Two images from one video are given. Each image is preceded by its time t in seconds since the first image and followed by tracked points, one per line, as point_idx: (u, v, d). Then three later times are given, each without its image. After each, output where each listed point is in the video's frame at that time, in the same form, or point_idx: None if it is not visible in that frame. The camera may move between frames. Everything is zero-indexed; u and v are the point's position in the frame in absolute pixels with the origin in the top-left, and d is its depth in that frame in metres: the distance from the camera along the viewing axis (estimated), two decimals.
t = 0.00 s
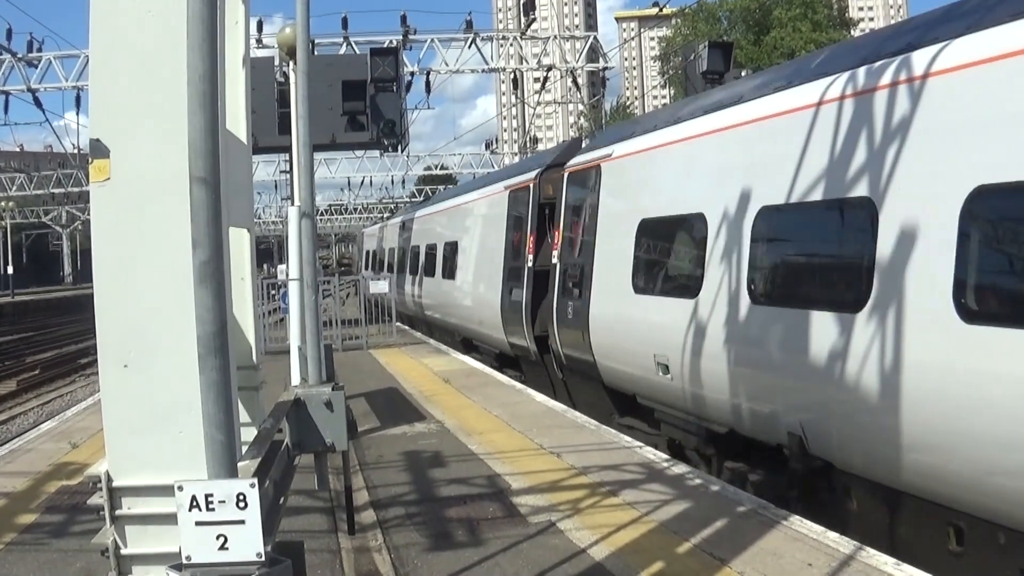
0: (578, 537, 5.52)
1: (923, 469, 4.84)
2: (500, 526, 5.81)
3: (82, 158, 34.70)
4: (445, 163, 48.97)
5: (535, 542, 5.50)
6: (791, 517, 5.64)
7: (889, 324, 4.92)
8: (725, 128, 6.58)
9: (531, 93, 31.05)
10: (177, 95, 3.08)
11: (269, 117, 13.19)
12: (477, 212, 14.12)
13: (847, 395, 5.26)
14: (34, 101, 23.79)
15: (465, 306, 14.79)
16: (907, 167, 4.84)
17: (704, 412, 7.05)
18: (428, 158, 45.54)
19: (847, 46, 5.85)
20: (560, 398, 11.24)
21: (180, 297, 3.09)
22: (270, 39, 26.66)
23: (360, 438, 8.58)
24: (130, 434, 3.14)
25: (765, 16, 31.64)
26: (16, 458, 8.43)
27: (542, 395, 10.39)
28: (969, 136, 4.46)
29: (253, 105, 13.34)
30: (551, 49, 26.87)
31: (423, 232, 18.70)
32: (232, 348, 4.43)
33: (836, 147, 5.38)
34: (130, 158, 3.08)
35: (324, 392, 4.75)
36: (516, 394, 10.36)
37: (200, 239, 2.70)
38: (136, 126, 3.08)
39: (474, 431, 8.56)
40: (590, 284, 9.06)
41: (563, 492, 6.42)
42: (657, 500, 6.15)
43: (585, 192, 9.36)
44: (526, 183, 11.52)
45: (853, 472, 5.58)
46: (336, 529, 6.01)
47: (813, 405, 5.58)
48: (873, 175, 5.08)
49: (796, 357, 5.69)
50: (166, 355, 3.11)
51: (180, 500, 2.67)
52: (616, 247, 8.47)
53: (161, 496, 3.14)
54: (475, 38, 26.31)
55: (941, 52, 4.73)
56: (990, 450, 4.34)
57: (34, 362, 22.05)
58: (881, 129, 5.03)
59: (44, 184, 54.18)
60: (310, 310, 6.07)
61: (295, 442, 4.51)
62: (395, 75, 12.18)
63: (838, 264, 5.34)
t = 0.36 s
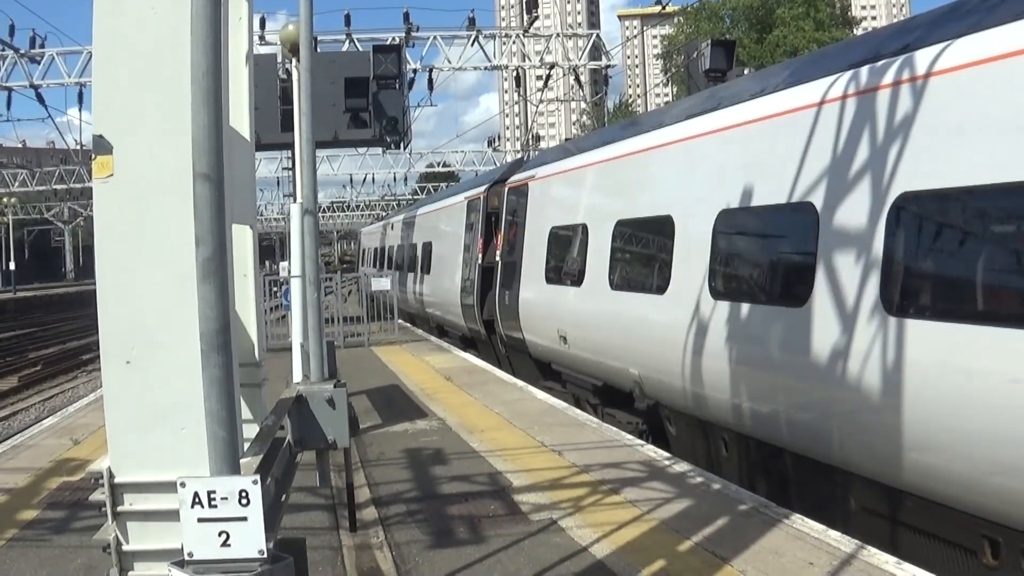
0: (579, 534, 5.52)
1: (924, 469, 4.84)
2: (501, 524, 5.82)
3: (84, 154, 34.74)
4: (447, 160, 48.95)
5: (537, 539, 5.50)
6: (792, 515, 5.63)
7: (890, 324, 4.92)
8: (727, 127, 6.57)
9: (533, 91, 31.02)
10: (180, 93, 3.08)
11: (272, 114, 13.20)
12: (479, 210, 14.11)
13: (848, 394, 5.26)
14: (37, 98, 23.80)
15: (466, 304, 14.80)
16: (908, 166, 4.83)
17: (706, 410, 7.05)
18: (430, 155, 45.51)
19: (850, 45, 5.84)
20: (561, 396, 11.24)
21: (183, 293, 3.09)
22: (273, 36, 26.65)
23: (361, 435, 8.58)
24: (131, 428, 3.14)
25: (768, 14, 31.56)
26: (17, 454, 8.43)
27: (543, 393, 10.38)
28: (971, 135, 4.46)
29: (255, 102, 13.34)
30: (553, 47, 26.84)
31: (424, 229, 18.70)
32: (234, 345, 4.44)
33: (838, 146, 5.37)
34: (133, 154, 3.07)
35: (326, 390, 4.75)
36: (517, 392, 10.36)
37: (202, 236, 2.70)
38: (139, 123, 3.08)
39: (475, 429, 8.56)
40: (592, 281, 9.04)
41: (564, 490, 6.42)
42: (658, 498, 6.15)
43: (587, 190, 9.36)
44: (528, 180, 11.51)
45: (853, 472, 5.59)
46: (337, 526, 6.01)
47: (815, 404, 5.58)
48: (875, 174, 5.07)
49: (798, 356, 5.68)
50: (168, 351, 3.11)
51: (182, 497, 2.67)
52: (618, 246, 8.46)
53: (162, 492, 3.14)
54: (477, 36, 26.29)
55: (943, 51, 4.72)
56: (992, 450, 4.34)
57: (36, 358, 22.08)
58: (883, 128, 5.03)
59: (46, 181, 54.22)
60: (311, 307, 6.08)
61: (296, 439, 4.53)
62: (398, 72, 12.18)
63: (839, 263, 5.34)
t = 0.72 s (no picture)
0: (582, 533, 5.51)
1: (927, 465, 4.83)
2: (504, 523, 5.81)
3: (86, 155, 34.79)
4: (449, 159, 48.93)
5: (540, 538, 5.50)
6: (796, 513, 5.63)
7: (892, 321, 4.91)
8: (729, 124, 6.55)
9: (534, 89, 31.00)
10: (182, 93, 3.08)
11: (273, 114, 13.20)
12: (480, 209, 14.10)
13: (851, 391, 5.25)
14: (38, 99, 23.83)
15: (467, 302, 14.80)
16: (910, 162, 4.82)
17: (708, 408, 7.04)
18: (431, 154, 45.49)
19: (851, 42, 5.83)
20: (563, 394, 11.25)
21: (186, 294, 3.09)
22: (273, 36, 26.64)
23: (364, 434, 8.58)
24: (133, 429, 3.14)
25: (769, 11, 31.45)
26: (21, 455, 8.44)
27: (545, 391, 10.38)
28: (972, 131, 4.45)
29: (255, 102, 13.35)
30: (554, 45, 26.81)
31: (426, 228, 18.70)
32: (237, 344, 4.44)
33: (840, 143, 5.36)
34: (135, 154, 3.07)
35: (329, 389, 4.73)
36: (520, 390, 10.36)
37: (203, 236, 2.70)
38: (141, 123, 3.07)
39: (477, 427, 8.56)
40: (593, 280, 9.03)
41: (567, 488, 6.42)
42: (661, 496, 6.15)
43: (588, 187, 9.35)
44: (528, 179, 11.51)
45: (856, 469, 5.58)
46: (340, 525, 6.01)
47: (818, 401, 5.58)
48: (876, 170, 5.06)
49: (800, 353, 5.68)
50: (171, 350, 3.11)
51: (185, 497, 2.67)
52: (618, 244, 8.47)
53: (165, 492, 3.14)
54: (478, 35, 26.27)
55: (944, 47, 4.71)
56: (994, 446, 4.33)
57: (39, 359, 22.12)
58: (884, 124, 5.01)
59: (48, 182, 54.27)
60: (313, 306, 6.07)
61: (300, 438, 4.53)
62: (399, 71, 12.19)
63: (841, 260, 5.33)
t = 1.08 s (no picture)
0: (584, 531, 5.51)
1: (929, 464, 4.83)
2: (505, 521, 5.81)
3: (87, 154, 34.82)
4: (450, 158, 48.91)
5: (541, 537, 5.50)
6: (797, 511, 5.62)
7: (894, 319, 4.91)
8: (729, 123, 6.54)
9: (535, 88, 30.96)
10: (182, 93, 3.08)
11: (274, 112, 13.20)
12: (481, 207, 14.10)
13: (853, 390, 5.24)
14: (39, 98, 23.83)
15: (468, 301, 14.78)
16: (911, 161, 4.81)
17: (709, 407, 7.04)
18: (432, 153, 45.49)
19: (852, 41, 5.81)
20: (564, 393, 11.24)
21: (186, 294, 3.09)
22: (274, 35, 26.62)
23: (365, 433, 8.58)
24: (133, 428, 3.14)
25: (770, 10, 31.42)
26: (22, 454, 8.44)
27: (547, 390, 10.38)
28: (973, 131, 4.44)
29: (256, 101, 13.35)
30: (555, 44, 26.80)
31: (427, 227, 18.68)
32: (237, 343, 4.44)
33: (841, 141, 5.35)
34: (137, 153, 3.07)
35: (330, 388, 4.73)
36: (521, 389, 10.36)
37: (204, 236, 2.69)
38: (142, 123, 3.07)
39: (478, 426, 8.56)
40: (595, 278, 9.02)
41: (568, 487, 6.42)
42: (663, 494, 6.15)
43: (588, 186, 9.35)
44: (529, 178, 11.50)
45: (858, 467, 5.57)
46: (341, 524, 6.01)
47: (819, 400, 5.57)
48: (877, 169, 5.05)
49: (801, 352, 5.67)
50: (172, 351, 3.11)
51: (187, 496, 2.67)
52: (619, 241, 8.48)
53: (167, 491, 3.14)
54: (479, 34, 26.26)
55: (945, 46, 4.70)
56: (997, 445, 4.33)
57: (41, 357, 22.13)
58: (886, 123, 5.00)
59: (49, 181, 54.26)
60: (314, 305, 6.08)
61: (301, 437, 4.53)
62: (400, 70, 12.19)
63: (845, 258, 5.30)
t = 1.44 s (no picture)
0: (581, 530, 5.51)
1: (927, 462, 4.83)
2: (503, 520, 5.81)
3: (85, 154, 34.79)
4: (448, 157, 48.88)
5: (539, 535, 5.50)
6: (795, 509, 5.63)
7: (892, 318, 4.91)
8: (726, 122, 6.55)
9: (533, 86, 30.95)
10: (179, 92, 3.07)
11: (272, 111, 13.20)
12: (479, 206, 14.09)
13: (850, 388, 5.25)
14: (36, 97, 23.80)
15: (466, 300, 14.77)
16: (908, 160, 4.82)
17: (707, 405, 7.04)
18: (430, 152, 45.47)
19: (850, 39, 5.82)
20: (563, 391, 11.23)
21: (183, 294, 3.09)
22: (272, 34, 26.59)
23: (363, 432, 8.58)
24: (130, 427, 3.14)
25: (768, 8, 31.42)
26: (19, 454, 8.43)
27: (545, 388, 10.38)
28: (970, 129, 4.45)
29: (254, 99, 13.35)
30: (553, 43, 26.79)
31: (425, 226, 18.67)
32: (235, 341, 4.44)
33: (839, 139, 5.35)
34: (133, 152, 3.07)
35: (328, 386, 4.73)
36: (518, 388, 10.36)
37: (201, 234, 2.69)
38: (138, 122, 3.07)
39: (476, 425, 8.56)
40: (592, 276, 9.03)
41: (566, 485, 6.42)
42: (660, 493, 6.15)
43: (586, 184, 9.35)
44: (527, 177, 11.50)
45: (856, 466, 5.57)
46: (339, 523, 6.01)
47: (817, 399, 5.57)
48: (875, 168, 5.06)
49: (799, 350, 5.67)
50: (169, 351, 3.11)
51: (184, 495, 2.67)
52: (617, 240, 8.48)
53: (164, 491, 3.14)
54: (477, 32, 26.25)
55: (942, 45, 4.71)
56: (995, 444, 4.33)
57: (38, 357, 22.11)
58: (883, 122, 5.01)
59: (46, 180, 54.18)
60: (311, 304, 6.08)
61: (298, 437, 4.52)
62: (398, 69, 12.19)
63: (842, 257, 5.30)
